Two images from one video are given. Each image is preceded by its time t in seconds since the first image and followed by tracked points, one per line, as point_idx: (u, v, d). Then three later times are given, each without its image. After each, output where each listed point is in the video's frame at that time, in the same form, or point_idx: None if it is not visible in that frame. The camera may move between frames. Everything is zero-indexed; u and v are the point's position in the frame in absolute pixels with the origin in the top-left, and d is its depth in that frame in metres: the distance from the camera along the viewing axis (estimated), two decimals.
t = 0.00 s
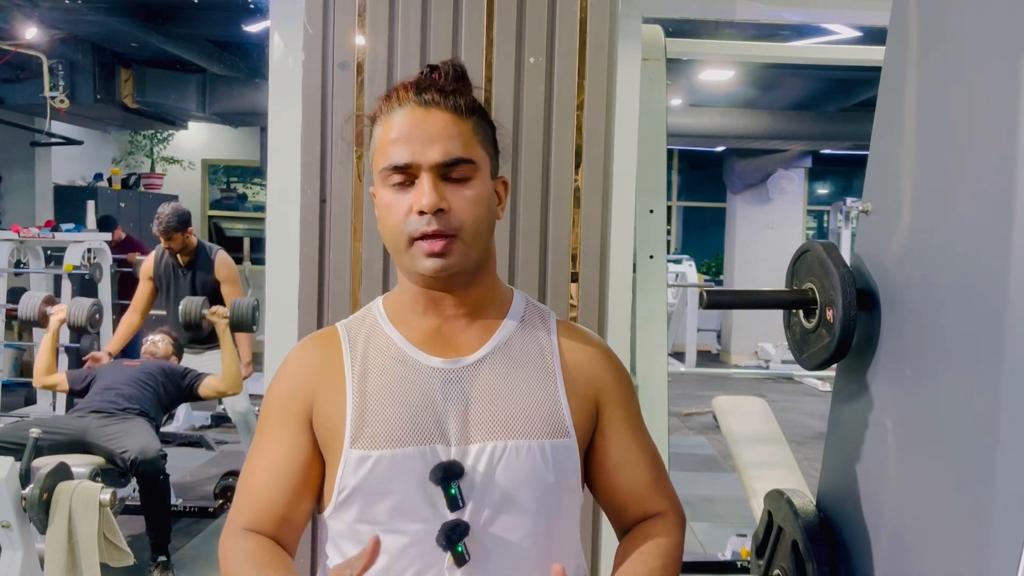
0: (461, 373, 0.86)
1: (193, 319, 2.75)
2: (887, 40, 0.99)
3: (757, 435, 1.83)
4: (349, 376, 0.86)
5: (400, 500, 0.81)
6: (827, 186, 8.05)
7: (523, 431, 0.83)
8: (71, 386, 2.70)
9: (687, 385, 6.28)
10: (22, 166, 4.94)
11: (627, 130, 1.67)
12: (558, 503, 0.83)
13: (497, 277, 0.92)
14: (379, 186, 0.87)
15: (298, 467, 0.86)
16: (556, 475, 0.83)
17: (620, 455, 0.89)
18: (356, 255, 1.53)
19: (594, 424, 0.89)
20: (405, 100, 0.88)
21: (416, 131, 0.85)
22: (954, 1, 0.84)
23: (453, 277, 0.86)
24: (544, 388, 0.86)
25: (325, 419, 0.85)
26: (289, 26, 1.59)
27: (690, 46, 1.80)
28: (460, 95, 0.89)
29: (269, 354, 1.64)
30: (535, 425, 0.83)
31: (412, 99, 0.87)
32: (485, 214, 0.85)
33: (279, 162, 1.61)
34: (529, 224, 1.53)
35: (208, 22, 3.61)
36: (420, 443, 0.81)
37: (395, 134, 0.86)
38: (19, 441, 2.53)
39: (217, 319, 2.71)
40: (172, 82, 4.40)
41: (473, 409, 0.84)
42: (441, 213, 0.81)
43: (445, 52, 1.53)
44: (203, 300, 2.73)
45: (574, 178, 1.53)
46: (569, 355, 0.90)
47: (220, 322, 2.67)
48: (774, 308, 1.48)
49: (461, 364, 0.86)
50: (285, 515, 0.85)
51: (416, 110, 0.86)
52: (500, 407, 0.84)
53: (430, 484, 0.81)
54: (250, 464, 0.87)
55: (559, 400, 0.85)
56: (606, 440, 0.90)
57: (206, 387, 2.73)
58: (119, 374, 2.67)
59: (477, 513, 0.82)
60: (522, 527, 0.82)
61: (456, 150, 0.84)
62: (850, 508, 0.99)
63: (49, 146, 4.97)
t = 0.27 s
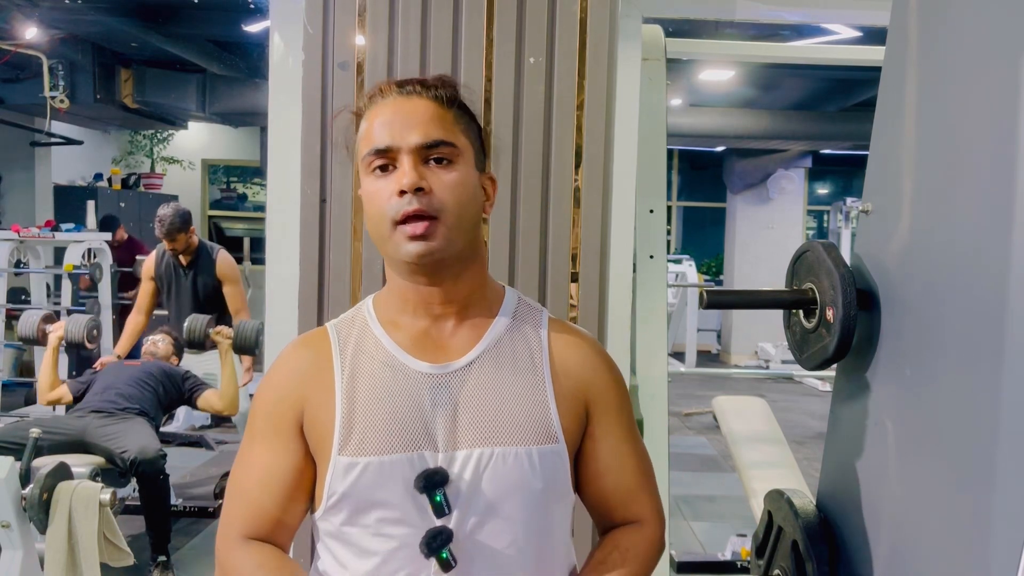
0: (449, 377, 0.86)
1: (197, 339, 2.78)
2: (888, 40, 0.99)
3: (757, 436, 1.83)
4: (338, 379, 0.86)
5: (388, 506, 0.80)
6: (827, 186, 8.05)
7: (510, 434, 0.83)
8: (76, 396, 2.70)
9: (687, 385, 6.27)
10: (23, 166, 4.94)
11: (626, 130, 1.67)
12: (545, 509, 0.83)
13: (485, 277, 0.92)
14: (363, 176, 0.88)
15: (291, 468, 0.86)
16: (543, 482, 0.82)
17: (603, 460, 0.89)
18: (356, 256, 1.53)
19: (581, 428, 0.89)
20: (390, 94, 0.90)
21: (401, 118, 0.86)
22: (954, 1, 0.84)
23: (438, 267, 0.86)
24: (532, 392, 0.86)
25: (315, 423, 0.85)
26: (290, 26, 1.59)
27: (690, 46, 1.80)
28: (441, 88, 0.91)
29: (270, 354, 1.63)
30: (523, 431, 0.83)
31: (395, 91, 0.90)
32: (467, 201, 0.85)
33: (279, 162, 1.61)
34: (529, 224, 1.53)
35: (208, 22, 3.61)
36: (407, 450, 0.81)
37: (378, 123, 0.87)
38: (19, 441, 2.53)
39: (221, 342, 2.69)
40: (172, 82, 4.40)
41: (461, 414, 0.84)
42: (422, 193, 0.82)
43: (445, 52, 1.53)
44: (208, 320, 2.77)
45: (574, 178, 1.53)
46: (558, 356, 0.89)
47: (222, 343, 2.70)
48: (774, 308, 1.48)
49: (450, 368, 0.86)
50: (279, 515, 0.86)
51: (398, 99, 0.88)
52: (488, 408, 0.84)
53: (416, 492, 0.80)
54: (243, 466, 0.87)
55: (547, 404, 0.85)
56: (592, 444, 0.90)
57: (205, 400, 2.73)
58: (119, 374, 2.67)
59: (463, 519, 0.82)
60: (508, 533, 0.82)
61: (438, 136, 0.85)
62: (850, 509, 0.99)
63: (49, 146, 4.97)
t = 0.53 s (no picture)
0: (447, 376, 0.85)
1: (200, 328, 2.83)
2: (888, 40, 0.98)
3: (757, 436, 1.83)
4: (338, 380, 0.86)
5: (386, 500, 0.81)
6: (827, 186, 8.05)
7: (507, 431, 0.83)
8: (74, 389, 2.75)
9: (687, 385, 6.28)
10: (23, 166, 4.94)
11: (626, 130, 1.67)
12: (543, 504, 0.83)
13: (481, 276, 0.91)
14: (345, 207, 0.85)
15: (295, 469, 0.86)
16: (541, 477, 0.82)
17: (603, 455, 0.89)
18: (356, 255, 1.53)
19: (580, 423, 0.88)
20: (352, 117, 0.84)
21: (370, 147, 0.81)
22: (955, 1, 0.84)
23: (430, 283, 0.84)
24: (529, 389, 0.85)
25: (317, 421, 0.86)
26: (289, 26, 1.59)
27: (690, 45, 1.80)
28: (403, 99, 0.84)
29: (269, 353, 1.64)
30: (519, 428, 0.83)
31: (356, 115, 0.84)
32: (452, 219, 0.83)
33: (279, 162, 1.61)
34: (529, 224, 1.53)
35: (207, 22, 3.60)
36: (405, 447, 0.81)
37: (350, 154, 0.83)
38: (19, 441, 2.53)
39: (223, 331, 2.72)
40: (172, 82, 4.39)
41: (459, 413, 0.84)
42: (404, 230, 0.80)
43: (445, 52, 1.53)
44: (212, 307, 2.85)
45: (574, 178, 1.53)
46: (554, 352, 0.89)
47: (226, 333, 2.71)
48: (774, 308, 1.48)
49: (447, 367, 0.85)
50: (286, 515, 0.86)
51: (365, 125, 0.83)
52: (486, 407, 0.84)
53: (413, 488, 0.81)
54: (247, 470, 0.87)
55: (544, 400, 0.85)
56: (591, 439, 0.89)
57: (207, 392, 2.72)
58: (119, 373, 2.68)
59: (461, 514, 0.82)
60: (506, 527, 0.82)
61: (412, 161, 0.81)
62: (850, 508, 0.99)
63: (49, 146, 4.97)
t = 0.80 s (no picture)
0: (449, 376, 0.85)
1: (200, 313, 2.84)
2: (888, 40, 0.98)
3: (757, 436, 1.83)
4: (342, 380, 0.86)
5: (391, 498, 0.81)
6: (826, 186, 8.05)
7: (508, 430, 0.82)
8: (74, 381, 2.77)
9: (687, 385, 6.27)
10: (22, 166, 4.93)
11: (626, 130, 1.67)
12: (546, 502, 0.83)
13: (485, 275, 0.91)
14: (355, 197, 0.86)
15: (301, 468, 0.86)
16: (544, 474, 0.82)
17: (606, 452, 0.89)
18: (356, 255, 1.53)
19: (582, 421, 0.88)
20: (371, 104, 0.85)
21: (386, 137, 0.82)
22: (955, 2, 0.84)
23: (435, 282, 0.85)
24: (531, 388, 0.85)
25: (323, 420, 0.86)
26: (290, 26, 1.59)
27: (690, 45, 1.80)
28: (423, 96, 0.86)
29: (269, 352, 1.64)
30: (521, 426, 0.83)
31: (376, 107, 0.85)
32: (459, 217, 0.83)
33: (279, 162, 1.61)
34: (529, 224, 1.53)
35: (207, 22, 3.60)
36: (406, 446, 0.81)
37: (364, 143, 0.83)
38: (19, 441, 2.53)
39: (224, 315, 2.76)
40: (172, 82, 4.39)
41: (461, 412, 0.83)
42: (412, 219, 0.80)
43: (445, 52, 1.53)
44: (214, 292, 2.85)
45: (574, 178, 1.53)
46: (556, 350, 0.88)
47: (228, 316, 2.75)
48: (774, 308, 1.48)
49: (448, 367, 0.85)
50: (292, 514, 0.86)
51: (382, 116, 0.84)
52: (487, 406, 0.83)
53: (414, 485, 0.81)
54: (255, 468, 0.88)
55: (545, 398, 0.84)
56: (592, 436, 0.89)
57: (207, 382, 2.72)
58: (120, 373, 2.68)
59: (465, 511, 0.81)
60: (511, 525, 0.81)
61: (425, 154, 0.82)
62: (850, 508, 0.99)
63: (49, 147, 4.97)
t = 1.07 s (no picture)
0: (461, 374, 0.85)
1: (198, 299, 2.86)
2: (888, 40, 0.98)
3: (757, 436, 1.84)
4: (353, 377, 0.86)
5: (402, 498, 0.81)
6: (826, 186, 8.05)
7: (521, 429, 0.83)
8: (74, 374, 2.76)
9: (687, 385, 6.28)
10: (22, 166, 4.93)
11: (626, 130, 1.67)
12: (557, 503, 0.83)
13: (497, 277, 0.92)
14: (383, 183, 0.88)
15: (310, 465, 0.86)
16: (555, 476, 0.82)
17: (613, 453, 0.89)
18: (356, 255, 1.53)
19: (591, 421, 0.88)
20: (410, 98, 0.89)
21: (420, 128, 0.85)
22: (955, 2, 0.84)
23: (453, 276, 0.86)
24: (544, 388, 0.85)
25: (332, 419, 0.86)
26: (290, 27, 1.59)
27: (690, 46, 1.80)
28: (462, 95, 0.90)
29: (269, 352, 1.64)
30: (533, 426, 0.83)
31: (417, 97, 0.89)
32: (483, 212, 0.85)
33: (279, 162, 1.61)
34: (529, 224, 1.53)
35: (207, 22, 3.60)
36: (420, 444, 0.81)
37: (399, 130, 0.86)
38: (19, 441, 2.53)
39: (223, 303, 2.80)
40: (172, 82, 4.38)
41: (473, 411, 0.84)
42: (444, 203, 0.82)
43: (445, 52, 1.53)
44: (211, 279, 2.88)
45: (574, 178, 1.53)
46: (567, 351, 0.89)
47: (227, 303, 2.80)
48: (774, 308, 1.48)
49: (461, 366, 0.86)
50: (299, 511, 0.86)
51: (420, 106, 0.88)
52: (500, 405, 0.84)
53: (427, 485, 0.81)
54: (263, 464, 0.88)
55: (557, 399, 0.85)
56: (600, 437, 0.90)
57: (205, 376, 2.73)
58: (120, 372, 2.68)
59: (476, 512, 0.82)
60: (521, 526, 0.82)
61: (458, 145, 0.85)
62: (850, 508, 0.99)
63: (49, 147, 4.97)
